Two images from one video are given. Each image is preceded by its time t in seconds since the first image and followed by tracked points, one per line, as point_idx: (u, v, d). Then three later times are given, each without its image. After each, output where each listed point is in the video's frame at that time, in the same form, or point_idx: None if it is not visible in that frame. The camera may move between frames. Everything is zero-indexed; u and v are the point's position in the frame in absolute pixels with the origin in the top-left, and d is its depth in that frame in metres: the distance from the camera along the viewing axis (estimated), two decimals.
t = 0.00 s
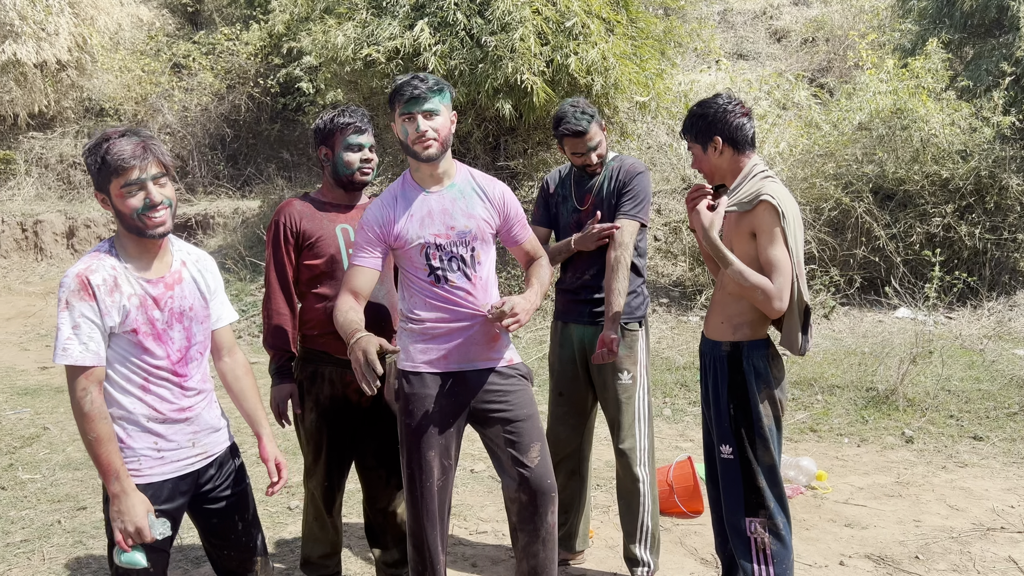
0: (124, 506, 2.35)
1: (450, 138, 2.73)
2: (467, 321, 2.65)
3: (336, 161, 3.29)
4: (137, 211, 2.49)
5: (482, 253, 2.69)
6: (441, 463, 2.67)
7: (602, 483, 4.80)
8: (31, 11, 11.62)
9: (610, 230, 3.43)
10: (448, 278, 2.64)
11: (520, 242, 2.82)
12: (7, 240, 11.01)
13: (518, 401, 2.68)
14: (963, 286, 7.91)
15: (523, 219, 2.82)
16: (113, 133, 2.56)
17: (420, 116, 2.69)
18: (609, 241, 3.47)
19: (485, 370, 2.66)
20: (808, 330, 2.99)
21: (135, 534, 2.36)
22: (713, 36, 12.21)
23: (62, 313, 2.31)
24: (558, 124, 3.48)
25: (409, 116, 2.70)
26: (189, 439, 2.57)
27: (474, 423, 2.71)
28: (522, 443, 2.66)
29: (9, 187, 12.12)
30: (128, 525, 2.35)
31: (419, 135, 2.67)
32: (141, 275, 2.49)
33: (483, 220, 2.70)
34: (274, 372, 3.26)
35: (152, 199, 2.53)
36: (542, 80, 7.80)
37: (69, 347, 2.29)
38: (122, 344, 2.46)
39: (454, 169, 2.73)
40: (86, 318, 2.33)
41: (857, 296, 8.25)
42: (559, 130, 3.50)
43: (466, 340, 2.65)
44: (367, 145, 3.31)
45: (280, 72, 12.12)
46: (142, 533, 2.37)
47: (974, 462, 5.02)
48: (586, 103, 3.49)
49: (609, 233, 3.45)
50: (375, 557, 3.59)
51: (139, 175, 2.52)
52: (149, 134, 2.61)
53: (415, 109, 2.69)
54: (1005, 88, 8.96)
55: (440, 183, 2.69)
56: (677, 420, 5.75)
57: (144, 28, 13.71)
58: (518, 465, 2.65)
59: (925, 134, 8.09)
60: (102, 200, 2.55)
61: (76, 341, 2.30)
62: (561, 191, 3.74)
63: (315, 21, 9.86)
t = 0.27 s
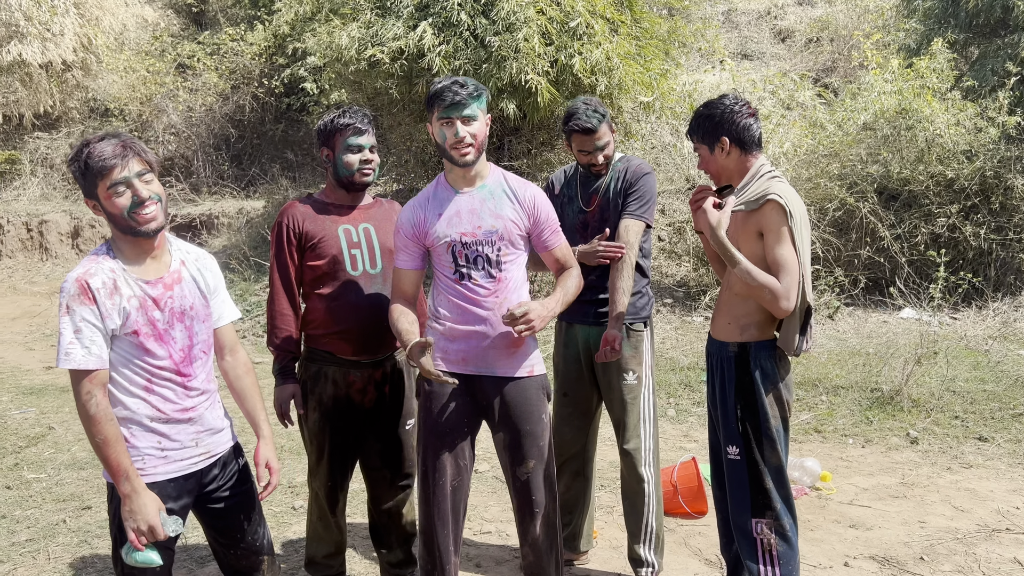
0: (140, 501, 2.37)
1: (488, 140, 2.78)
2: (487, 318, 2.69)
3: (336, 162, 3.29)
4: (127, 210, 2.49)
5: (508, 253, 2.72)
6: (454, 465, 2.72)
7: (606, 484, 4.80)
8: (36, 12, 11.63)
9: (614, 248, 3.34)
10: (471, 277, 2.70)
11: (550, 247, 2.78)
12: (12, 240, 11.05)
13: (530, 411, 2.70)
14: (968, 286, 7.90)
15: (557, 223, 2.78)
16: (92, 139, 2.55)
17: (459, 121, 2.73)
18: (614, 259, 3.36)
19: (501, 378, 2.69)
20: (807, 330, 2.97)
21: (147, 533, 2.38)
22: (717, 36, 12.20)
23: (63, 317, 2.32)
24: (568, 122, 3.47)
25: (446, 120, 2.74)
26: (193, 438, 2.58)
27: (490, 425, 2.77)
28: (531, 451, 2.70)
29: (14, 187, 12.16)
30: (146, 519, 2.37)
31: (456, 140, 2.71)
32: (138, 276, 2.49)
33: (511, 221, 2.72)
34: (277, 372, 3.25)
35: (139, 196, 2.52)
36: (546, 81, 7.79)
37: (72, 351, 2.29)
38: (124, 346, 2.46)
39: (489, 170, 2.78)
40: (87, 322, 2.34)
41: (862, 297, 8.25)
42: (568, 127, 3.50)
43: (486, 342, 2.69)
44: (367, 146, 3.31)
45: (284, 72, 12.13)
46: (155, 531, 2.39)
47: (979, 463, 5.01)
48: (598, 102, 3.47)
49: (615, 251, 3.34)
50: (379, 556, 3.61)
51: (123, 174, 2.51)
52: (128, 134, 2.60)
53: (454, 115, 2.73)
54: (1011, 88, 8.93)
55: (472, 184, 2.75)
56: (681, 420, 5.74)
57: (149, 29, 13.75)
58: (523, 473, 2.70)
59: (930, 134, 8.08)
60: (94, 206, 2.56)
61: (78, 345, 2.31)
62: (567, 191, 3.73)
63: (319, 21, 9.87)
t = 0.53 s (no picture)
0: (110, 516, 2.35)
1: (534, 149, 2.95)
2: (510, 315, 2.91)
3: (337, 163, 3.29)
4: (141, 214, 2.50)
5: (537, 257, 2.91)
6: (479, 460, 2.89)
7: (610, 484, 4.80)
8: (41, 12, 11.64)
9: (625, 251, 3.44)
10: (500, 274, 2.94)
11: (579, 259, 2.90)
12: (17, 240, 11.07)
13: (555, 410, 2.91)
14: (973, 287, 7.88)
15: (589, 236, 2.91)
16: (115, 137, 2.57)
17: (498, 141, 2.88)
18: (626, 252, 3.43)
19: (523, 377, 2.90)
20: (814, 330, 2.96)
21: (116, 543, 2.37)
22: (722, 36, 12.19)
23: (64, 320, 2.33)
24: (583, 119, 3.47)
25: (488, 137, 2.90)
26: (196, 439, 2.58)
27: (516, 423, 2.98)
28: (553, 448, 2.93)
29: (19, 188, 12.18)
30: (112, 534, 2.36)
31: (494, 158, 2.90)
32: (143, 278, 2.49)
33: (543, 227, 2.90)
34: (280, 373, 3.25)
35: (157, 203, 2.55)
36: (550, 81, 7.79)
37: (69, 352, 2.30)
38: (126, 348, 2.47)
39: (536, 176, 2.97)
40: (88, 324, 2.35)
41: (866, 297, 8.23)
42: (583, 122, 3.48)
43: (510, 339, 2.88)
44: (367, 146, 3.31)
45: (288, 73, 12.15)
46: (125, 543, 2.38)
47: (984, 464, 5.00)
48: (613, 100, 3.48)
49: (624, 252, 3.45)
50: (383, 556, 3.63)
51: (145, 179, 2.53)
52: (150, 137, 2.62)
53: (494, 134, 2.87)
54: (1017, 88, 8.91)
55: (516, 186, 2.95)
56: (685, 421, 5.74)
57: (153, 29, 13.76)
58: (544, 468, 2.93)
59: (935, 134, 8.07)
60: (105, 204, 2.55)
61: (76, 347, 2.32)
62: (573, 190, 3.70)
63: (323, 22, 9.88)
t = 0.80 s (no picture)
0: (88, 506, 2.37)
1: (573, 146, 3.03)
2: (524, 311, 3.02)
3: (339, 163, 3.29)
4: (184, 218, 2.55)
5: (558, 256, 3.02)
6: (487, 449, 3.02)
7: (614, 485, 4.80)
8: (45, 12, 11.65)
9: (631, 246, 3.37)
10: (520, 270, 3.05)
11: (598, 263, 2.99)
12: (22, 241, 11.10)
13: (563, 404, 3.02)
14: (978, 287, 7.86)
15: (612, 241, 2.97)
16: (166, 136, 2.59)
17: (549, 122, 2.98)
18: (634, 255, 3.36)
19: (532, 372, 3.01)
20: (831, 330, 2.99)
21: (90, 533, 2.39)
22: (726, 36, 12.17)
23: (70, 317, 2.32)
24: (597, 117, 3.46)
25: (539, 118, 2.99)
26: (203, 440, 2.59)
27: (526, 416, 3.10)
28: (562, 443, 3.03)
29: (24, 188, 12.20)
30: (88, 524, 2.37)
31: (541, 139, 2.98)
32: (157, 278, 2.51)
33: (566, 228, 3.00)
34: (283, 374, 3.26)
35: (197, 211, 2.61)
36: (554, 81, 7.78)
37: (71, 348, 2.30)
38: (134, 346, 2.46)
39: (568, 174, 3.05)
40: (93, 322, 2.33)
41: (870, 298, 8.22)
42: (598, 119, 3.48)
43: (522, 336, 3.01)
44: (370, 147, 3.31)
45: (292, 73, 12.16)
46: (98, 534, 2.39)
47: (989, 465, 4.98)
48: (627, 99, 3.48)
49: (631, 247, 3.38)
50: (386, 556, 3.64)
51: (195, 185, 2.60)
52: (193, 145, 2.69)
53: (546, 115, 2.98)
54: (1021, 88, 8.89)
55: (547, 184, 3.04)
56: (689, 421, 5.73)
57: (157, 30, 13.78)
58: (553, 462, 3.03)
59: (940, 134, 8.05)
60: (143, 197, 2.53)
61: (78, 342, 2.31)
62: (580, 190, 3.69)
63: (327, 22, 9.88)
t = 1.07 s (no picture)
0: (99, 508, 2.35)
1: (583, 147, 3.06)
2: (529, 309, 3.04)
3: (344, 163, 3.30)
4: (201, 217, 2.57)
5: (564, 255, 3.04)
6: (489, 443, 3.08)
7: (618, 485, 4.80)
8: (50, 13, 11.67)
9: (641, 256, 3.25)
10: (526, 268, 3.06)
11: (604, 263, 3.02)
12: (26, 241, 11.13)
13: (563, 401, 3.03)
14: (982, 288, 7.84)
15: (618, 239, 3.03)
16: (188, 138, 2.62)
17: (563, 120, 3.00)
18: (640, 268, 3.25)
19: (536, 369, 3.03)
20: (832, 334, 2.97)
21: (105, 537, 2.38)
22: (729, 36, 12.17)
23: (90, 313, 2.32)
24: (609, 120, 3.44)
25: (552, 115, 3.01)
26: (214, 439, 2.60)
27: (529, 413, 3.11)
28: (565, 441, 3.03)
29: (28, 189, 12.22)
30: (99, 525, 2.36)
31: (554, 137, 2.99)
32: (172, 276, 2.51)
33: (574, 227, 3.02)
34: (285, 373, 3.26)
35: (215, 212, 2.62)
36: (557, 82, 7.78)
37: (93, 346, 2.30)
38: (150, 344, 2.47)
39: (576, 175, 3.09)
40: (114, 319, 2.34)
41: (874, 298, 8.21)
42: (610, 122, 3.44)
43: (526, 333, 3.03)
44: (375, 147, 3.31)
45: (295, 74, 12.18)
46: (113, 538, 2.39)
47: (994, 465, 4.97)
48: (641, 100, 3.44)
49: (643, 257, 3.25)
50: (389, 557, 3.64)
51: (215, 186, 2.62)
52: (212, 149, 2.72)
53: (562, 114, 3.00)
54: None
55: (556, 183, 3.07)
56: (693, 422, 5.73)
57: (161, 31, 13.80)
58: (555, 460, 3.04)
59: (943, 134, 8.05)
60: (162, 194, 2.54)
61: (100, 340, 2.31)
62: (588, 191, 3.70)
63: (331, 23, 9.89)
